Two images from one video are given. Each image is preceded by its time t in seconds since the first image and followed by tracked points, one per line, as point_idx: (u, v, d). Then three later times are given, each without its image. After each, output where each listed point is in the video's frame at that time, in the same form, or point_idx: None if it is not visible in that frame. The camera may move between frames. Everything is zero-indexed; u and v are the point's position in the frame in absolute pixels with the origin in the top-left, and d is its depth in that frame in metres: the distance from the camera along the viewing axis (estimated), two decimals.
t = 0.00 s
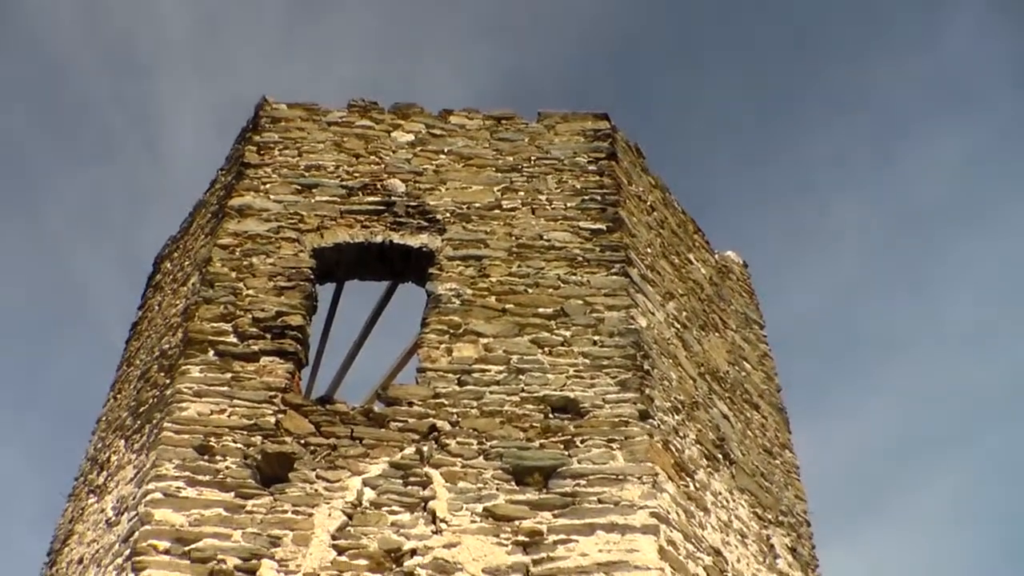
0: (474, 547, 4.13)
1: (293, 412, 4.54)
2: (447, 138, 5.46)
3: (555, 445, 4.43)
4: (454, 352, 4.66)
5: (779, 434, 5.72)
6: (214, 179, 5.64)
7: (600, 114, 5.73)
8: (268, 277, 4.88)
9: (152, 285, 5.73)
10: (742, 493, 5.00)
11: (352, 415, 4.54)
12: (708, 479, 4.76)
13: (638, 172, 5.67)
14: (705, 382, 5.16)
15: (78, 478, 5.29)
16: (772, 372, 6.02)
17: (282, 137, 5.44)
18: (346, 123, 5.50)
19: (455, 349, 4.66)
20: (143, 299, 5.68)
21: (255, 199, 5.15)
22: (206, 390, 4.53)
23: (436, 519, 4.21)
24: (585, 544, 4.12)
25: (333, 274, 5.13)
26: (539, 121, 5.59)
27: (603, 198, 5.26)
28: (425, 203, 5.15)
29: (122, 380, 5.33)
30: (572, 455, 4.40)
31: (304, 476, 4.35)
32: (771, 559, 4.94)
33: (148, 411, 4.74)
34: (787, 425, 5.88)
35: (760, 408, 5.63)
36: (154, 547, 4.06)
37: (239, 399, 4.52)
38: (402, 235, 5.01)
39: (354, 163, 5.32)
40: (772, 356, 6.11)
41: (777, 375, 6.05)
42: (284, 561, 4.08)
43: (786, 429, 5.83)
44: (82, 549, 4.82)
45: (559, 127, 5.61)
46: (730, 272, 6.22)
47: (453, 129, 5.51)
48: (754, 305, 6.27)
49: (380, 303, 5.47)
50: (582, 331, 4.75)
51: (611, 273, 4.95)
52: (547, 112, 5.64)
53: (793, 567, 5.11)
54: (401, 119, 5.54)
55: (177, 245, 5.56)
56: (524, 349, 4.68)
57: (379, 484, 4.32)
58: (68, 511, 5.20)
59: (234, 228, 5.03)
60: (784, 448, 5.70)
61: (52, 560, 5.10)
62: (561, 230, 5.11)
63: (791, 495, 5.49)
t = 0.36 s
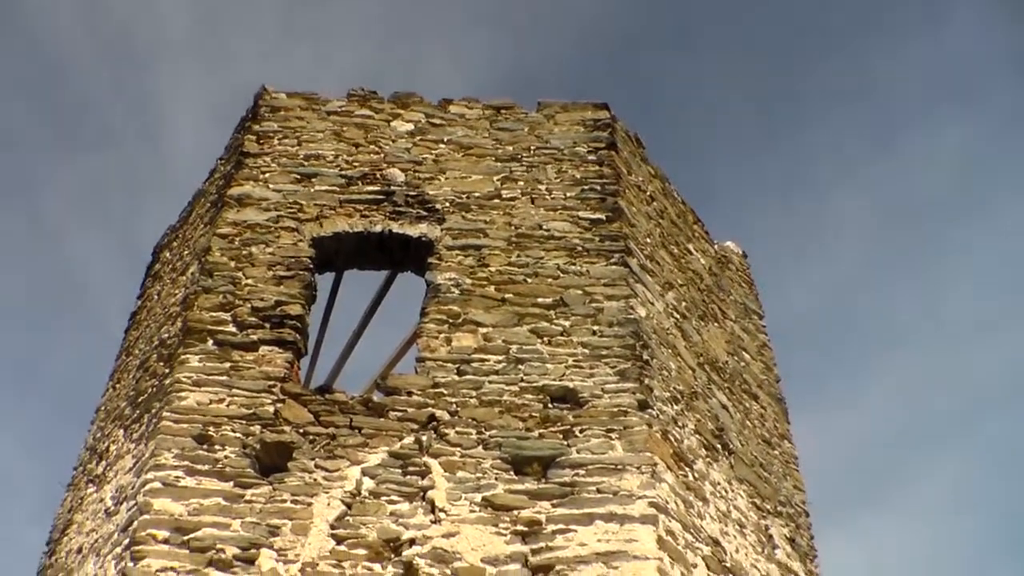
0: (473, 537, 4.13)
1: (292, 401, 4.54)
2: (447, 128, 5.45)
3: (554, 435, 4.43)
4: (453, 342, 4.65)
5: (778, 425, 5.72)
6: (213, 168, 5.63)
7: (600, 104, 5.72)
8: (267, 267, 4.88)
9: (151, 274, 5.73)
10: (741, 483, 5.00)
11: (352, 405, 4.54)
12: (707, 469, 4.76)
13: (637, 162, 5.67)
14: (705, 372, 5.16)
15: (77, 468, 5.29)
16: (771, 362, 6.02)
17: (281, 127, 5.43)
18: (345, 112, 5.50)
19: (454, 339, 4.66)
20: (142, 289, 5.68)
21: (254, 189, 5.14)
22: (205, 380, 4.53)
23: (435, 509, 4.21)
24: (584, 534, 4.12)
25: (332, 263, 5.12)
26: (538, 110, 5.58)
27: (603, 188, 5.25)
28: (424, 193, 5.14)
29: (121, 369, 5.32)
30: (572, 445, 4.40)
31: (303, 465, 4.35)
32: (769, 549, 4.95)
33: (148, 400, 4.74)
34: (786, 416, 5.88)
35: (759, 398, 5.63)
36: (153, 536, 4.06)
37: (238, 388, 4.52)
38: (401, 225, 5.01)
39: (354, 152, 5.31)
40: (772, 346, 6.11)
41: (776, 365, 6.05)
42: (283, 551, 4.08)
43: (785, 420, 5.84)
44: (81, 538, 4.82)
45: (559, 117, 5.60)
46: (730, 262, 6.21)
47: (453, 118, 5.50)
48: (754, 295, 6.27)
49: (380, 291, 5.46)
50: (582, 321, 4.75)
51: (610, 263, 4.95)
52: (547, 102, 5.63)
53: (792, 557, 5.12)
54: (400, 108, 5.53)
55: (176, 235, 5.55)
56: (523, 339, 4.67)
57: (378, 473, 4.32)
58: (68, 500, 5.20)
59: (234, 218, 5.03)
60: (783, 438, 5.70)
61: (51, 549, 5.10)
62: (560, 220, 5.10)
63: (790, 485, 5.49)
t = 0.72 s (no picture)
0: (472, 527, 4.13)
1: (292, 392, 4.54)
2: (445, 118, 5.44)
3: (554, 425, 4.43)
4: (452, 332, 4.65)
5: (777, 414, 5.72)
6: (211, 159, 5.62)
7: (599, 93, 5.72)
8: (266, 257, 4.87)
9: (150, 266, 5.72)
10: (740, 473, 5.00)
11: (351, 395, 4.54)
12: (707, 459, 4.76)
13: (636, 152, 5.66)
14: (704, 361, 5.16)
15: (77, 459, 5.28)
16: (771, 352, 6.02)
17: (279, 117, 5.42)
18: (344, 102, 5.49)
19: (453, 329, 4.66)
20: (141, 280, 5.67)
21: (252, 179, 5.14)
22: (204, 370, 4.53)
23: (434, 499, 4.21)
24: (583, 524, 4.12)
25: (331, 254, 5.12)
26: (537, 100, 5.58)
27: (602, 178, 5.25)
28: (423, 183, 5.14)
29: (120, 360, 5.32)
30: (571, 435, 4.40)
31: (302, 455, 4.35)
32: (768, 539, 4.95)
33: (147, 391, 4.73)
34: (786, 406, 5.88)
35: (758, 388, 5.63)
36: (153, 527, 4.06)
37: (238, 379, 4.52)
38: (400, 215, 5.00)
39: (352, 143, 5.30)
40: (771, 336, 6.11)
41: (775, 355, 6.05)
42: (282, 541, 4.08)
43: (784, 410, 5.84)
44: (81, 529, 4.82)
45: (558, 107, 5.60)
46: (729, 253, 6.21)
47: (451, 108, 5.49)
48: (754, 285, 6.27)
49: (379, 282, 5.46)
50: (581, 311, 4.75)
51: (609, 253, 4.95)
52: (545, 92, 5.63)
53: (791, 547, 5.12)
54: (399, 99, 5.52)
55: (174, 225, 5.55)
56: (522, 329, 4.67)
57: (377, 463, 4.32)
58: (67, 491, 5.19)
59: (232, 208, 5.02)
60: (782, 428, 5.70)
61: (51, 540, 5.10)
62: (559, 210, 5.10)
63: (789, 475, 5.49)
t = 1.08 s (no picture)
0: (472, 516, 4.14)
1: (291, 382, 4.54)
2: (445, 108, 5.44)
3: (553, 415, 4.44)
4: (452, 322, 4.65)
5: (777, 405, 5.72)
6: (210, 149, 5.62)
7: (598, 83, 5.71)
8: (265, 247, 4.88)
9: (149, 256, 5.73)
10: (739, 463, 5.00)
11: (350, 385, 4.54)
12: (706, 449, 4.76)
13: (636, 142, 5.66)
14: (703, 351, 5.17)
15: (77, 450, 5.28)
16: (770, 343, 6.02)
17: (279, 107, 5.42)
18: (343, 93, 5.49)
19: (453, 319, 4.66)
20: (140, 271, 5.67)
21: (252, 169, 5.14)
22: (204, 360, 4.53)
23: (434, 489, 4.21)
24: (583, 513, 4.13)
25: (330, 244, 5.12)
26: (536, 90, 5.57)
27: (601, 168, 5.25)
28: (422, 172, 5.14)
29: (120, 351, 5.32)
30: (570, 424, 4.40)
31: (302, 445, 4.36)
32: (767, 529, 4.96)
33: (147, 381, 4.74)
34: (785, 396, 5.89)
35: (758, 379, 5.64)
36: (153, 517, 4.07)
37: (237, 369, 4.52)
38: (399, 205, 5.00)
39: (352, 133, 5.30)
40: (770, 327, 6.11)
41: (775, 345, 6.05)
42: (282, 532, 4.09)
43: (783, 400, 5.84)
44: (81, 519, 4.82)
45: (557, 97, 5.59)
46: (729, 243, 6.21)
47: (451, 98, 5.49)
48: (753, 276, 6.27)
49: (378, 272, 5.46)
50: (580, 301, 4.75)
51: (609, 243, 4.95)
52: (545, 82, 5.62)
53: (790, 537, 5.13)
54: (398, 89, 5.52)
55: (174, 216, 5.55)
56: (522, 319, 4.67)
57: (377, 453, 4.32)
58: (68, 481, 5.20)
59: (231, 198, 5.03)
60: (781, 418, 5.71)
61: (51, 530, 5.10)
62: (559, 200, 5.10)
63: (788, 466, 5.50)
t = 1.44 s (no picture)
0: (474, 486, 4.15)
1: (293, 353, 4.54)
2: (445, 78, 5.42)
3: (554, 384, 4.44)
4: (453, 292, 4.65)
5: (778, 375, 5.73)
6: (210, 121, 5.61)
7: (599, 53, 5.69)
8: (265, 218, 4.87)
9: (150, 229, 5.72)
10: (740, 433, 5.01)
11: (351, 356, 4.54)
12: (707, 419, 4.77)
13: (637, 112, 5.64)
14: (704, 322, 5.17)
15: (79, 423, 5.29)
16: (771, 313, 6.02)
17: (278, 78, 5.40)
18: (343, 63, 5.47)
19: (454, 289, 4.66)
20: (140, 244, 5.67)
21: (251, 140, 5.13)
22: (205, 332, 4.53)
23: (435, 459, 4.22)
24: (584, 483, 4.14)
25: (331, 216, 5.11)
26: (537, 60, 5.55)
27: (602, 138, 5.24)
28: (422, 143, 5.12)
29: (121, 324, 5.32)
30: (571, 394, 4.40)
31: (303, 416, 4.36)
32: (768, 499, 4.97)
33: (148, 353, 4.74)
34: (786, 367, 5.89)
35: (759, 349, 5.64)
36: (155, 488, 4.08)
37: (238, 340, 4.52)
38: (400, 175, 4.99)
39: (351, 103, 5.29)
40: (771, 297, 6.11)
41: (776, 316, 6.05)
42: (284, 502, 4.09)
43: (784, 370, 5.85)
44: (84, 492, 4.83)
45: (558, 67, 5.57)
46: (730, 213, 6.20)
47: (451, 68, 5.47)
48: (754, 246, 6.26)
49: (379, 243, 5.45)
50: (581, 271, 4.74)
51: (610, 213, 4.94)
52: (545, 52, 5.60)
53: (790, 507, 5.15)
54: (398, 59, 5.50)
55: (174, 188, 5.54)
56: (523, 289, 4.67)
57: (378, 424, 4.33)
58: (70, 454, 5.21)
59: (231, 170, 5.02)
60: (782, 389, 5.71)
61: (54, 503, 5.11)
62: (560, 170, 5.09)
63: (789, 436, 5.51)
